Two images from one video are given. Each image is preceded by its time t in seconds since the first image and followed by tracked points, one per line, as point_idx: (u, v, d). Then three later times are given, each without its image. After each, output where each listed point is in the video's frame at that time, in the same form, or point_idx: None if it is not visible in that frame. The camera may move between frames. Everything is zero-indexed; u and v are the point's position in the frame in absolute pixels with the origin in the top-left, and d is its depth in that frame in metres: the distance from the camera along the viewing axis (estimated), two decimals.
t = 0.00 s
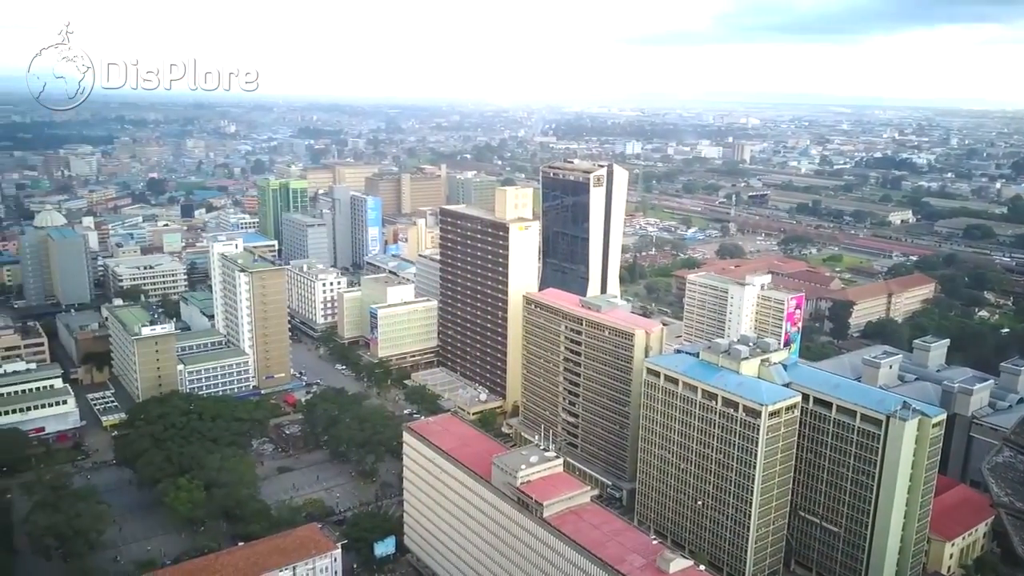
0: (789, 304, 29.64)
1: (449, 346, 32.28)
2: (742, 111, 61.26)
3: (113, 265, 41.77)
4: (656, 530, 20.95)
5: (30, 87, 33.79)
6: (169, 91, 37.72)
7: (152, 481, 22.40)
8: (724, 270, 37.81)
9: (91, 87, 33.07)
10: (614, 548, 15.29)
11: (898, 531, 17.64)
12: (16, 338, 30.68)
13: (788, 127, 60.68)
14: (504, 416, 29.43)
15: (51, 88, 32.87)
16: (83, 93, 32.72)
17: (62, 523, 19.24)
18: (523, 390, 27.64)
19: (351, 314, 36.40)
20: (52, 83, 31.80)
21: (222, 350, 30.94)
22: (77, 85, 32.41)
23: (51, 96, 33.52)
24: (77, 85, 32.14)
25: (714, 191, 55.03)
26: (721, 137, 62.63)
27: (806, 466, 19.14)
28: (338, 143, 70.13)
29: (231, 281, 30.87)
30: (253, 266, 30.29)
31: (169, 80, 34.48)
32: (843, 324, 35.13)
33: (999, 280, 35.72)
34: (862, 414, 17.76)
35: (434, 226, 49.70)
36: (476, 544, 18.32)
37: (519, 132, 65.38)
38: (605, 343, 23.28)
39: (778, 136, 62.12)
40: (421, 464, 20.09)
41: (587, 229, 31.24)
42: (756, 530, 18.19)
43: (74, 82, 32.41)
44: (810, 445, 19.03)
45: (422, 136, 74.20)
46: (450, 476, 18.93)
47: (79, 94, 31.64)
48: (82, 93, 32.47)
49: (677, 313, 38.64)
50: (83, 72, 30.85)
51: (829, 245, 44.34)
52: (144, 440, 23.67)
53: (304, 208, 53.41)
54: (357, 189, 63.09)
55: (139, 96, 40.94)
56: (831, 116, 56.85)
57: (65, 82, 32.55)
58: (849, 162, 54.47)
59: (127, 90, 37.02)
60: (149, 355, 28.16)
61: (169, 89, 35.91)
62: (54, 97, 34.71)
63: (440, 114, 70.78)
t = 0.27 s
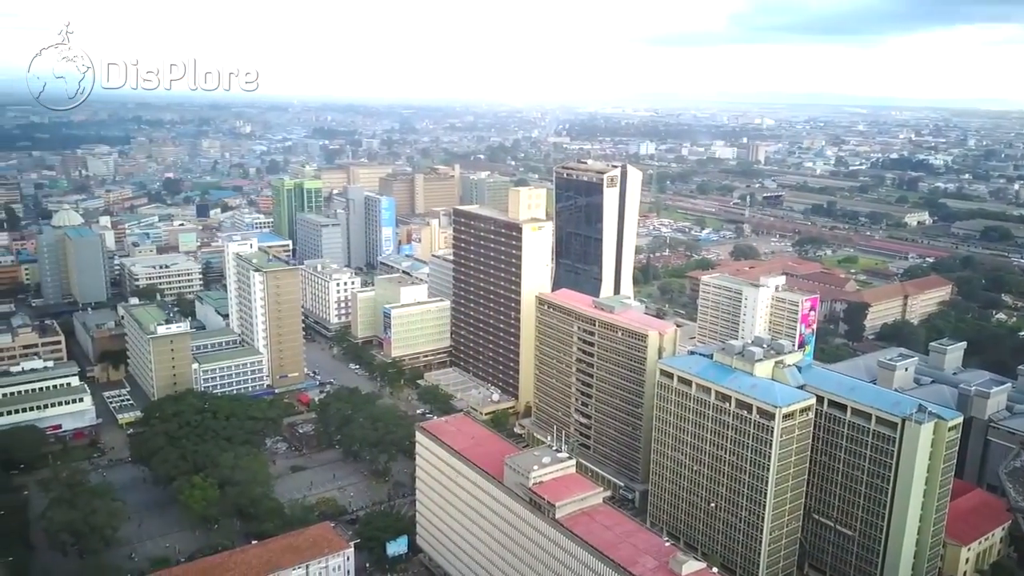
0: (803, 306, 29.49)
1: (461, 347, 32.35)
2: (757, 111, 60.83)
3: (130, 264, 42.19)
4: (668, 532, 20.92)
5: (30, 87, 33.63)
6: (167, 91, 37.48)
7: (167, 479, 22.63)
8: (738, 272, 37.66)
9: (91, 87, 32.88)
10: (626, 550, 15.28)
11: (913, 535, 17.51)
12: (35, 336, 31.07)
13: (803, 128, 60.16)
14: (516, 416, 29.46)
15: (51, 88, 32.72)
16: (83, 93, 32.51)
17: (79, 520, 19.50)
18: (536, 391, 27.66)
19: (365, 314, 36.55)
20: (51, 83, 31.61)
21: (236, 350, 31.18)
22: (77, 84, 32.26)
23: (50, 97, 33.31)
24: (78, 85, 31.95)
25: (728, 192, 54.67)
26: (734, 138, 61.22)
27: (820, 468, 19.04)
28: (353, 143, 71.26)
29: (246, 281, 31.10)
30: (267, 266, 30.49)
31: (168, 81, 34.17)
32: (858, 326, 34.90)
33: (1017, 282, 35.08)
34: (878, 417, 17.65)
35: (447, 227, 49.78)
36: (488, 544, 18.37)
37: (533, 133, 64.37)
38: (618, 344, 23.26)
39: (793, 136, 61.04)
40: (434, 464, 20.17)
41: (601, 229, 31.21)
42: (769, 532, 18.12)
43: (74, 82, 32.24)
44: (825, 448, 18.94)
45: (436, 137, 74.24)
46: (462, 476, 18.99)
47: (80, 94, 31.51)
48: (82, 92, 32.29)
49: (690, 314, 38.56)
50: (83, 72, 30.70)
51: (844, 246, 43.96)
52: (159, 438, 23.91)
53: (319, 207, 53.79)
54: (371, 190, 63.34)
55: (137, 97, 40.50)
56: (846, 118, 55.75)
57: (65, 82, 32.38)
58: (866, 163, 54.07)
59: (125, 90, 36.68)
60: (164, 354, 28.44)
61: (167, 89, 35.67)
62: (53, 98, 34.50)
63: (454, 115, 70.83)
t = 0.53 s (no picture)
0: (816, 308, 29.35)
1: (472, 347, 32.41)
2: (770, 111, 60.41)
3: (143, 264, 42.49)
4: (678, 533, 20.88)
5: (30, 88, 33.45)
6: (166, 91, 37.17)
7: (179, 477, 22.79)
8: (750, 273, 37.49)
9: (90, 86, 32.62)
10: (636, 551, 15.27)
11: (925, 539, 17.39)
12: (49, 334, 31.38)
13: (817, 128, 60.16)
14: (526, 417, 29.48)
15: (51, 89, 32.53)
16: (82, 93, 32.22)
17: (91, 518, 19.69)
18: (546, 391, 27.67)
19: (375, 314, 36.65)
20: (51, 83, 31.36)
21: (248, 349, 31.36)
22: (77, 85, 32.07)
23: (49, 96, 33.03)
24: (77, 85, 31.68)
25: (740, 193, 54.32)
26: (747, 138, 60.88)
27: (832, 471, 18.95)
28: (365, 143, 71.72)
29: (258, 280, 31.28)
30: (279, 265, 30.64)
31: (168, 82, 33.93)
32: (870, 328, 34.70)
33: None
34: (890, 419, 17.57)
35: (459, 227, 49.84)
36: (498, 544, 18.40)
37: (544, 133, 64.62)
38: (629, 345, 23.24)
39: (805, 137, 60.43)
40: (444, 464, 20.23)
41: (613, 230, 31.15)
42: (780, 534, 18.05)
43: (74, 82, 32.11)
44: (836, 450, 18.85)
45: (447, 137, 74.23)
46: (472, 476, 19.03)
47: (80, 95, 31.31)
48: (82, 92, 32.03)
49: (701, 315, 38.48)
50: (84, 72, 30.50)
51: (857, 248, 43.59)
52: (171, 436, 24.10)
53: (331, 207, 54.02)
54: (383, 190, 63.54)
55: (138, 97, 40.10)
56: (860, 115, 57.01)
57: (64, 82, 32.11)
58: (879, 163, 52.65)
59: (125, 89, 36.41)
60: (177, 353, 28.65)
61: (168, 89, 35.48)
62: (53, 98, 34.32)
63: (465, 115, 70.87)
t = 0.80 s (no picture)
0: (824, 308, 29.27)
1: (479, 347, 32.46)
2: (778, 111, 59.90)
3: (152, 264, 42.72)
4: (687, 534, 20.85)
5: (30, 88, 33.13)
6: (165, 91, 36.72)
7: (188, 476, 22.91)
8: (758, 273, 37.40)
9: (91, 86, 32.18)
10: (644, 552, 15.26)
11: (935, 540, 17.33)
12: (59, 334, 31.57)
13: (826, 128, 60.13)
14: (534, 417, 29.50)
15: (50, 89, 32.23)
16: (83, 93, 31.80)
17: (101, 516, 19.83)
18: (553, 392, 27.68)
19: (383, 314, 36.76)
20: (51, 83, 30.96)
21: (257, 349, 31.48)
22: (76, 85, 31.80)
23: (49, 98, 32.66)
24: (77, 85, 31.25)
25: (748, 193, 54.19)
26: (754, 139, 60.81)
27: (841, 472, 18.90)
28: (373, 144, 72.08)
29: (266, 280, 31.41)
30: (288, 265, 30.77)
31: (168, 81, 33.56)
32: (879, 329, 34.59)
33: None
34: (899, 421, 17.52)
35: (466, 227, 49.92)
36: (505, 545, 18.42)
37: (552, 134, 64.79)
38: (637, 345, 23.23)
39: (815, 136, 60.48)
40: (452, 463, 20.27)
41: (620, 231, 31.15)
42: (789, 536, 18.00)
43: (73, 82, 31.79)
44: (845, 452, 18.81)
45: (455, 138, 74.22)
46: (480, 476, 19.06)
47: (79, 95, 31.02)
48: (83, 92, 31.64)
49: (709, 316, 38.47)
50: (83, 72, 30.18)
51: (866, 248, 43.37)
52: (180, 436, 24.23)
53: (339, 208, 54.19)
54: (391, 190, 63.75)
55: (138, 96, 39.58)
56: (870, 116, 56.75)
57: (64, 82, 31.68)
58: (888, 163, 52.41)
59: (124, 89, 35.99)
60: (185, 352, 28.80)
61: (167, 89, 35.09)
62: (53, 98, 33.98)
63: (473, 115, 70.92)
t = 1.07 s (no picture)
0: (839, 310, 29.07)
1: (492, 347, 32.50)
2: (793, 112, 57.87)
3: (168, 263, 43.09)
4: (699, 536, 20.78)
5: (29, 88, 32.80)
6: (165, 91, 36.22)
7: (202, 474, 23.08)
8: (773, 275, 37.17)
9: (90, 87, 32.03)
10: (657, 554, 15.23)
11: (951, 545, 17.16)
12: (76, 332, 31.93)
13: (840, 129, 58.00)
14: (546, 418, 29.49)
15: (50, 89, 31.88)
16: (82, 93, 31.57)
17: (116, 513, 20.03)
18: (566, 392, 27.67)
19: (397, 314, 36.88)
20: (49, 83, 30.42)
21: (271, 348, 31.67)
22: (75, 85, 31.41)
23: (48, 99, 32.15)
24: (76, 85, 30.99)
25: (763, 195, 53.90)
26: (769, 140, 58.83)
27: (856, 475, 18.77)
28: (387, 144, 72.46)
29: (280, 280, 31.61)
30: (302, 265, 30.96)
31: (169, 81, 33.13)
32: (895, 331, 34.32)
33: None
34: (915, 424, 17.38)
35: (480, 228, 50.00)
36: (517, 545, 18.43)
37: (565, 134, 62.68)
38: (650, 346, 23.18)
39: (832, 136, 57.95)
40: (464, 464, 20.30)
41: (634, 231, 31.08)
42: (803, 539, 17.89)
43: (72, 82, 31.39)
44: (860, 455, 18.67)
45: (468, 138, 74.20)
46: (492, 477, 19.09)
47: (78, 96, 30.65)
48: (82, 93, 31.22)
49: (723, 317, 38.36)
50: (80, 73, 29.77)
51: (882, 249, 43.01)
52: (194, 434, 24.42)
53: (353, 208, 54.42)
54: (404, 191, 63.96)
55: (136, 96, 38.93)
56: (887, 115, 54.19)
57: (63, 82, 31.43)
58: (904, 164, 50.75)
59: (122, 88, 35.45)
60: (200, 351, 29.04)
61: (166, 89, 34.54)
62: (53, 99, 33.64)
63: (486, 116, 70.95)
